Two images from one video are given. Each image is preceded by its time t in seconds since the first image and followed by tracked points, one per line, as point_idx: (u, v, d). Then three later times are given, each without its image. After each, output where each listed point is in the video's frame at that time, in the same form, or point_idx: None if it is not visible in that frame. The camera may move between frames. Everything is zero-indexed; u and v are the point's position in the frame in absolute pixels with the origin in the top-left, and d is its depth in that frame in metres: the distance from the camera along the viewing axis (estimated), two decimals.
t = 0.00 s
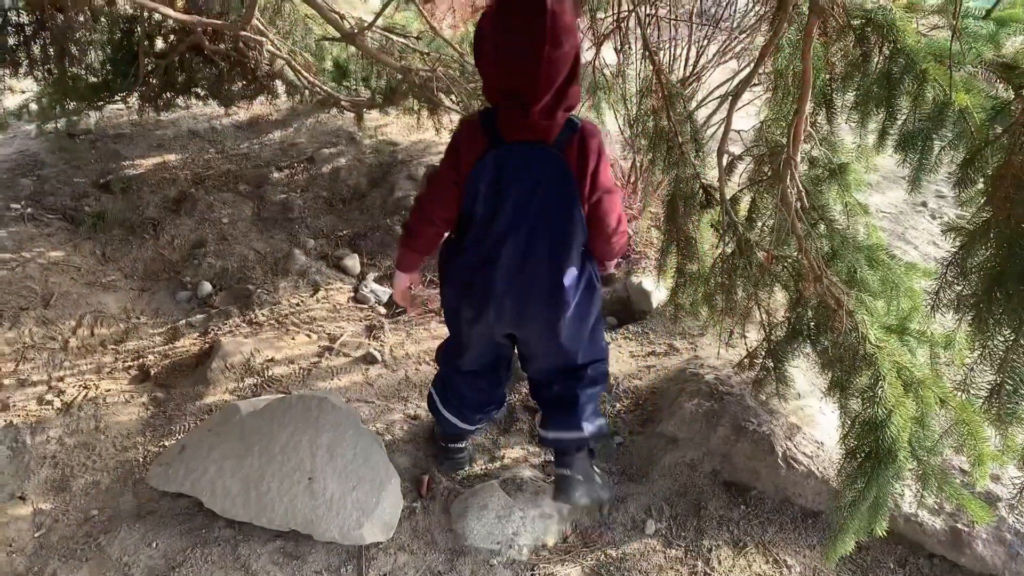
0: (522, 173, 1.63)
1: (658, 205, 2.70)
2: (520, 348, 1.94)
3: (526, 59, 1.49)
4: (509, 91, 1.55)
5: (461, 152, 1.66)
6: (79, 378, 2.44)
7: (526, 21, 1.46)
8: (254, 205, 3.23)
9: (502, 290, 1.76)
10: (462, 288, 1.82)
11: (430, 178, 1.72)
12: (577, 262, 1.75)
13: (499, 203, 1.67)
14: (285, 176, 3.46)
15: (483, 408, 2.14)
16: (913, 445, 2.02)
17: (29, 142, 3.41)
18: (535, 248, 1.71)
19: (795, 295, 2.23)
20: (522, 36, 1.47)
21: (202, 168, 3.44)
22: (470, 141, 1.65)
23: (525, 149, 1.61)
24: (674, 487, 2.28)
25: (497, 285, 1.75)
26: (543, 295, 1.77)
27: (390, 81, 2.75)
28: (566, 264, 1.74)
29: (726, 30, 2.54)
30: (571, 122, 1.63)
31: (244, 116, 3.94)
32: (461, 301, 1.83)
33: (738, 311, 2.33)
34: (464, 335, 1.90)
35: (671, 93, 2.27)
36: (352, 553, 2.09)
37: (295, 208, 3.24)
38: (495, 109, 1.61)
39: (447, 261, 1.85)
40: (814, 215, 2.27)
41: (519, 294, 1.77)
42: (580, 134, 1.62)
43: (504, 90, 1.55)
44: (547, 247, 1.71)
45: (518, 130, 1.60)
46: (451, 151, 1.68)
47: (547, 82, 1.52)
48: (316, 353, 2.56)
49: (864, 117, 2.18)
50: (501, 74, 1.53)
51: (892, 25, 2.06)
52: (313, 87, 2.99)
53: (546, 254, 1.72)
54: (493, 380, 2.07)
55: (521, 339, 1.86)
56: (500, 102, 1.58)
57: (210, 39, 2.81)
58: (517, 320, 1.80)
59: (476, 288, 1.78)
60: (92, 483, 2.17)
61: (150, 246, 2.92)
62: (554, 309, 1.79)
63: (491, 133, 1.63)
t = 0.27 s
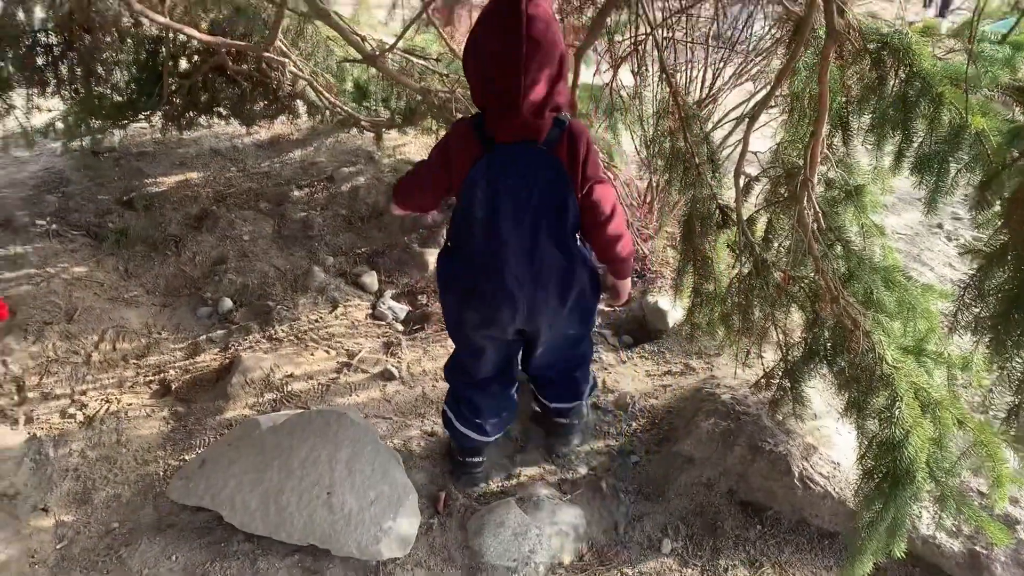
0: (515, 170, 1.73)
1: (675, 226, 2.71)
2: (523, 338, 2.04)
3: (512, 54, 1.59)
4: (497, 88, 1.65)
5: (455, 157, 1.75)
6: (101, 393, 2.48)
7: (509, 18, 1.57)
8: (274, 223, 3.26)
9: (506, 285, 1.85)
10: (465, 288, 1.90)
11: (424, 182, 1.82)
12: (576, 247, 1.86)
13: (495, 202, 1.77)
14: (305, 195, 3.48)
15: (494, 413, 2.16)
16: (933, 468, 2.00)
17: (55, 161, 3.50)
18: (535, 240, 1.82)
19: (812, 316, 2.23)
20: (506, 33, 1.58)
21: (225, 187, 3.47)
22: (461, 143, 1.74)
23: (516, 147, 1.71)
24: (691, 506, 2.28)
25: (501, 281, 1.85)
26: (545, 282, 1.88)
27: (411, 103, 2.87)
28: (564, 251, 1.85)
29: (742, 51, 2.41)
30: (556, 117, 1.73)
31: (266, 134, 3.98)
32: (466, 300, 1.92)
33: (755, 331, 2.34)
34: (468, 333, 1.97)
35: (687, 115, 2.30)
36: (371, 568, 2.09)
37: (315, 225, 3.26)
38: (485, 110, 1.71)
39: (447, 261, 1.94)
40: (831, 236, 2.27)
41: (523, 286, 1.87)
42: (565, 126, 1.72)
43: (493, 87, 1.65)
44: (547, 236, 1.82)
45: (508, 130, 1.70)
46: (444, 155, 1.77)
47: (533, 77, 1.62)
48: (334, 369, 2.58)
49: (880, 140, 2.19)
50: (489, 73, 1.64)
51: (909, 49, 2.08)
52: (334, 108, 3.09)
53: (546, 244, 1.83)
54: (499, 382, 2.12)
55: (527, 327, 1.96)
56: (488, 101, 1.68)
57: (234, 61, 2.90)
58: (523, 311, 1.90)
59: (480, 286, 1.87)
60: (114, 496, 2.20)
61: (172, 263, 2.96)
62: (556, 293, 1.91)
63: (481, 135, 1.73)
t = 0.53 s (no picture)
0: (557, 185, 1.76)
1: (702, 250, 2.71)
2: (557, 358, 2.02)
3: (542, 67, 1.63)
4: (527, 102, 1.68)
5: (495, 175, 1.76)
6: (130, 408, 2.51)
7: (538, 34, 1.63)
8: (302, 242, 3.29)
9: (548, 301, 1.84)
10: (505, 306, 1.89)
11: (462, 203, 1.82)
12: (614, 260, 1.89)
13: (537, 216, 1.79)
14: (334, 216, 3.53)
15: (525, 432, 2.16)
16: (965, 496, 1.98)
17: (87, 179, 3.57)
18: (576, 253, 1.84)
19: (839, 341, 2.23)
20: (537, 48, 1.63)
21: (254, 206, 3.52)
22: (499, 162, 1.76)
23: (555, 162, 1.75)
24: (717, 531, 2.27)
25: (542, 296, 1.84)
26: (584, 296, 1.89)
27: (438, 125, 2.97)
28: (602, 264, 1.88)
29: (767, 78, 2.51)
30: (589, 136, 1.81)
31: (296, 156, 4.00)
32: (505, 317, 1.90)
33: (781, 356, 2.34)
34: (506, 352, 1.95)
35: (714, 140, 2.32)
36: None
37: (342, 246, 3.30)
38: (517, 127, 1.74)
39: (485, 282, 1.94)
40: (858, 262, 2.25)
41: (564, 300, 1.86)
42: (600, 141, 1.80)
43: (523, 101, 1.68)
44: (586, 250, 1.86)
45: (546, 145, 1.72)
46: (482, 175, 1.78)
47: (563, 89, 1.65)
48: (360, 388, 2.60)
49: (907, 168, 2.18)
50: (520, 88, 1.68)
51: (938, 77, 2.09)
52: (364, 130, 3.13)
53: (585, 257, 1.86)
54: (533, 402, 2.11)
55: (565, 345, 1.95)
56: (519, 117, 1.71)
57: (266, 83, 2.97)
58: (563, 327, 1.89)
59: (521, 303, 1.86)
60: (142, 510, 2.21)
61: (202, 280, 3.01)
62: (595, 308, 1.92)
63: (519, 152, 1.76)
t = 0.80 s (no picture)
0: (576, 216, 1.75)
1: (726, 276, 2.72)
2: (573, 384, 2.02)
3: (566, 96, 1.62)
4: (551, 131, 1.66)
5: (514, 208, 1.73)
6: (156, 425, 2.53)
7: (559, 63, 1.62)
8: (328, 262, 3.34)
9: (567, 330, 1.84)
10: (525, 335, 1.88)
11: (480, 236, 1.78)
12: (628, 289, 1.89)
13: (558, 246, 1.77)
14: (359, 236, 3.57)
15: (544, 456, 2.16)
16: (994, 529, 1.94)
17: (118, 199, 3.66)
18: (595, 282, 1.84)
19: (864, 371, 2.20)
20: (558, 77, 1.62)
21: (281, 227, 3.58)
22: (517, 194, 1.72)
23: (575, 193, 1.73)
24: (740, 560, 2.26)
25: (562, 325, 1.84)
26: (603, 324, 1.89)
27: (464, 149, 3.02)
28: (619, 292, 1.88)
29: (793, 107, 2.50)
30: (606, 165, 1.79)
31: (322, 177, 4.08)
32: (524, 347, 1.90)
33: (808, 385, 2.32)
34: (525, 379, 1.95)
35: (740, 166, 2.33)
36: None
37: (367, 266, 3.35)
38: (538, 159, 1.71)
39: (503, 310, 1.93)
40: (886, 290, 2.22)
41: (583, 328, 1.87)
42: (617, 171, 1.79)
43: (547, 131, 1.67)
44: (602, 280, 1.85)
45: (567, 177, 1.69)
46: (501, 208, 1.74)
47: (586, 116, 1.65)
48: (383, 409, 2.61)
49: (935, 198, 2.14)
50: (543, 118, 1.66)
51: (966, 107, 2.06)
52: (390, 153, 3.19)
53: (604, 286, 1.86)
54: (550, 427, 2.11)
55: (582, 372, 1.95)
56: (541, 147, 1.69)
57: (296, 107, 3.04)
58: (582, 354, 1.89)
59: (542, 331, 1.86)
60: (166, 527, 2.18)
61: (229, 299, 3.07)
62: (613, 336, 1.92)
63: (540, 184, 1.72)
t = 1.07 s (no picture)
0: (599, 242, 1.79)
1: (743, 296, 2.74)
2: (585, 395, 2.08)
3: (587, 122, 1.65)
4: (569, 155, 1.69)
5: (543, 237, 1.73)
6: (174, 441, 2.53)
7: (578, 89, 1.64)
8: (345, 280, 3.40)
9: (588, 350, 1.89)
10: (544, 359, 1.89)
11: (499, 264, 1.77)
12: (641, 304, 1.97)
13: (580, 272, 1.80)
14: (377, 255, 3.63)
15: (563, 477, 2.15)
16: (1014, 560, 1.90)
17: (139, 216, 3.76)
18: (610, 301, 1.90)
19: (883, 396, 2.17)
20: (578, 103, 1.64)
21: (299, 246, 3.65)
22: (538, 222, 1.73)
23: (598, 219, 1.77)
24: None
25: (582, 346, 1.88)
26: (617, 340, 1.96)
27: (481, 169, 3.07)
28: (632, 309, 1.95)
29: (812, 130, 2.57)
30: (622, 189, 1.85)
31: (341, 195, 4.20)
32: (543, 368, 1.91)
33: (827, 410, 2.31)
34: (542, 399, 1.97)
35: (759, 189, 2.34)
36: None
37: (384, 285, 3.40)
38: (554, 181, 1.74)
39: (516, 333, 1.92)
40: (905, 315, 2.20)
41: (600, 345, 1.92)
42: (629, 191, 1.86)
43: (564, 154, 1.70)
44: (619, 296, 1.92)
45: (586, 195, 1.73)
46: (522, 236, 1.74)
47: (603, 139, 1.69)
48: (399, 429, 2.62)
49: (954, 225, 2.08)
50: (561, 142, 1.69)
51: (987, 134, 2.00)
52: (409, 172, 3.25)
53: (619, 302, 1.92)
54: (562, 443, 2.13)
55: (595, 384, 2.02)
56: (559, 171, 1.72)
57: (317, 127, 3.09)
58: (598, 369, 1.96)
59: (561, 354, 1.88)
60: (183, 543, 2.18)
61: (248, 316, 3.12)
62: (625, 348, 2.00)
63: (561, 210, 1.74)
